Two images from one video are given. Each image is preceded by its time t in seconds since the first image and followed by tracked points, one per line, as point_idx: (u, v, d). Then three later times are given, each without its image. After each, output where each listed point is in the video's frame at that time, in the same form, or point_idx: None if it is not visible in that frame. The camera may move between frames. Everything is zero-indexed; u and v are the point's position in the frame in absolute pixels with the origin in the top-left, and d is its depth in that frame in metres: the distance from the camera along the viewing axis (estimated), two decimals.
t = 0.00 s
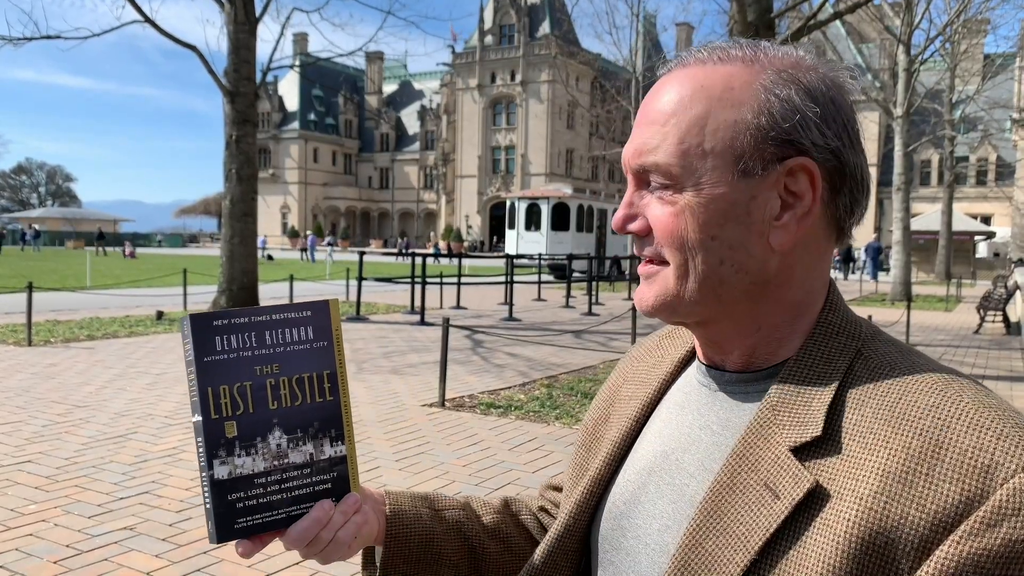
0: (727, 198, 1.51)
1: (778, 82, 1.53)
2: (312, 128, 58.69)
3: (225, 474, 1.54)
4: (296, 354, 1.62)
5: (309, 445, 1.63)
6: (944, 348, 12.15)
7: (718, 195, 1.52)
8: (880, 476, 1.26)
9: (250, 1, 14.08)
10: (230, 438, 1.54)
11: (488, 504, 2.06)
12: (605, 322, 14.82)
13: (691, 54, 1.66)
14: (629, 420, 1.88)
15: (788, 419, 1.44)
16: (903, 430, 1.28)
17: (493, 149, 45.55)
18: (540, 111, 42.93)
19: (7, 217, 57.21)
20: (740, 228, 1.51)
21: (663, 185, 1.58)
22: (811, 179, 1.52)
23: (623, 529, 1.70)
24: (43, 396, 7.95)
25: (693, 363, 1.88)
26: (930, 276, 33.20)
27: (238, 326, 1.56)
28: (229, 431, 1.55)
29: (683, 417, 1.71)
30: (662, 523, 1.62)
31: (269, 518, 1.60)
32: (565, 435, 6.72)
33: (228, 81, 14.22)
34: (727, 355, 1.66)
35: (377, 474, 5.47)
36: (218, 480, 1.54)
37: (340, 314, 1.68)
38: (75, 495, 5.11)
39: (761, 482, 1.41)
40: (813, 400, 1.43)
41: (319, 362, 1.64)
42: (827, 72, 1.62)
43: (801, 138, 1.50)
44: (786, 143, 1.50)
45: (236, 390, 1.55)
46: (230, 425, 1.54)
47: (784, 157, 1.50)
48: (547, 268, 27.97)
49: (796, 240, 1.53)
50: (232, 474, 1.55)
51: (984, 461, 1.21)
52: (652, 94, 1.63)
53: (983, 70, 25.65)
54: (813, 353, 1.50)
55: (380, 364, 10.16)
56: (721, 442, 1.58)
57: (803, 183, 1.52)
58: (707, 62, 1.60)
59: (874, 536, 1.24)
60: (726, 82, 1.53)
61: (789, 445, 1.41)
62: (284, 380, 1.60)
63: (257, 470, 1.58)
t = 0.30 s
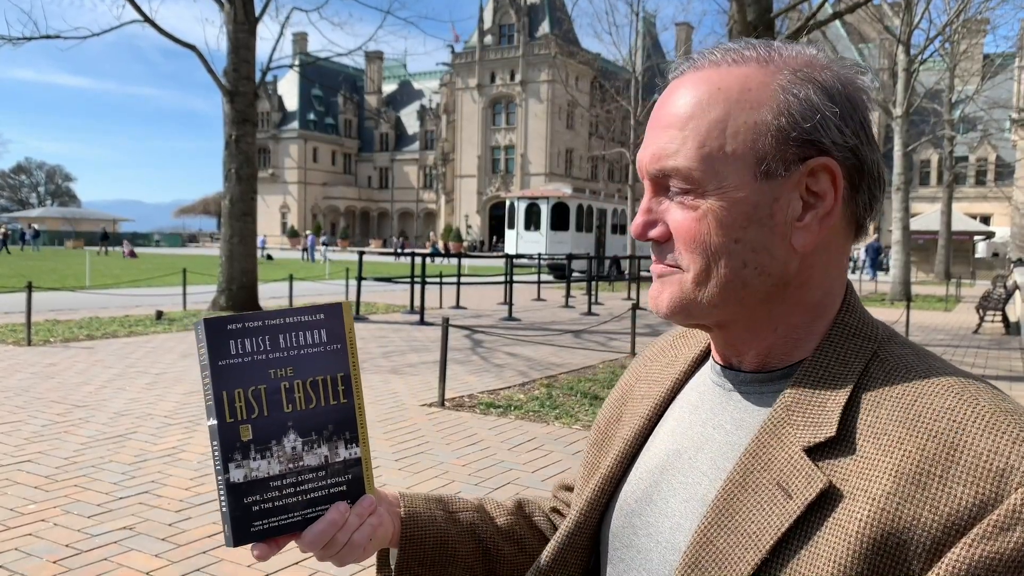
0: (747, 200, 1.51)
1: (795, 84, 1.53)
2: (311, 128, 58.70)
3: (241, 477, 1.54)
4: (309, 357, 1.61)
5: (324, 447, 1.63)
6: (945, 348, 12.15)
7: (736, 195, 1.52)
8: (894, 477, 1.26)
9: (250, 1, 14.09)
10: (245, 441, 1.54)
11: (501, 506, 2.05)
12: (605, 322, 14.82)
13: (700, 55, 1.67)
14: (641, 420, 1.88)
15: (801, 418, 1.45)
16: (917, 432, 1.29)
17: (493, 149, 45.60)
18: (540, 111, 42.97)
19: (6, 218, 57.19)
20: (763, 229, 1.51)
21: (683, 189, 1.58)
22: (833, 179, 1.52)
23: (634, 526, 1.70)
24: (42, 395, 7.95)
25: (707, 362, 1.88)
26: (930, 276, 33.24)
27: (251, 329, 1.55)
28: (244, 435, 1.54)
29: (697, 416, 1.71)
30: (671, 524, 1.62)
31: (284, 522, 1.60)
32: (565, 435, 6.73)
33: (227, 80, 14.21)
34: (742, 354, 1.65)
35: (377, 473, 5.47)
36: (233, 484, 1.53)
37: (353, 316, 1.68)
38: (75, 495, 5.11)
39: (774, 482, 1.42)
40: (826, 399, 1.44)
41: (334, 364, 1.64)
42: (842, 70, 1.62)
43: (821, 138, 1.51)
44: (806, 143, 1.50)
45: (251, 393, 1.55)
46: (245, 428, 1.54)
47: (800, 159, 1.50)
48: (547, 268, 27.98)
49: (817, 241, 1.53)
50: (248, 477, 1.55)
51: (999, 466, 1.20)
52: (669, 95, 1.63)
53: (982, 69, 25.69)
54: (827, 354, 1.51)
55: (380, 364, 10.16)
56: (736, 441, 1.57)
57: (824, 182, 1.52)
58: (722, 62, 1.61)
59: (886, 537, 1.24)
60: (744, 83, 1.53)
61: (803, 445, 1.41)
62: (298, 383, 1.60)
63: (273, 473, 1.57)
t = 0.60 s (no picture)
0: (761, 201, 1.52)
1: (806, 86, 1.53)
2: (311, 128, 58.71)
3: (241, 463, 1.55)
4: (313, 344, 1.62)
5: (325, 435, 1.64)
6: (945, 348, 12.15)
7: (746, 192, 1.52)
8: (898, 479, 1.27)
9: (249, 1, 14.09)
10: (247, 427, 1.55)
11: (502, 500, 2.06)
12: (605, 321, 14.84)
13: (713, 53, 1.67)
14: (643, 418, 1.88)
15: (807, 419, 1.45)
16: (923, 436, 1.29)
17: (492, 148, 45.62)
18: (539, 110, 42.98)
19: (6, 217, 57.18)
20: (778, 229, 1.52)
21: (697, 191, 1.58)
22: (848, 181, 1.53)
23: (637, 525, 1.71)
24: (42, 395, 7.96)
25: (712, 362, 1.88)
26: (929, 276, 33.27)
27: (255, 315, 1.56)
28: (246, 420, 1.56)
29: (703, 414, 1.72)
30: (677, 522, 1.63)
31: (284, 508, 1.61)
32: (565, 434, 6.73)
33: (227, 80, 14.21)
34: (752, 354, 1.66)
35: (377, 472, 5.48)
36: (234, 469, 1.55)
37: (359, 305, 1.69)
38: (75, 495, 5.12)
39: (777, 482, 1.42)
40: (833, 400, 1.44)
41: (339, 353, 1.65)
42: (855, 71, 1.63)
43: (836, 138, 1.51)
44: (823, 143, 1.51)
45: (254, 378, 1.56)
46: (247, 414, 1.56)
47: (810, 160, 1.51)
48: (547, 267, 27.98)
49: (832, 242, 1.53)
50: (248, 463, 1.56)
51: (1001, 473, 1.21)
52: (679, 95, 1.64)
53: (982, 69, 25.70)
54: (838, 356, 1.51)
55: (381, 363, 10.16)
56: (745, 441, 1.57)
57: (840, 183, 1.53)
58: (735, 61, 1.61)
59: (885, 538, 1.25)
60: (756, 84, 1.53)
61: (808, 445, 1.41)
62: (301, 370, 1.61)
63: (274, 459, 1.58)
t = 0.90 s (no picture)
0: (755, 197, 1.52)
1: (794, 84, 1.54)
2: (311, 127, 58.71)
3: (253, 459, 1.55)
4: (325, 342, 1.63)
5: (336, 433, 1.64)
6: (944, 347, 12.15)
7: (739, 190, 1.52)
8: (873, 474, 1.27)
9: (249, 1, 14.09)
10: (258, 424, 1.56)
11: (511, 500, 2.07)
12: (605, 321, 14.84)
13: (704, 53, 1.68)
14: (643, 416, 1.89)
15: (793, 416, 1.46)
16: (899, 432, 1.29)
17: (492, 148, 45.65)
18: (539, 110, 43.03)
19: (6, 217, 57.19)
20: (771, 228, 1.52)
21: (691, 191, 1.58)
22: (839, 176, 1.53)
23: (634, 522, 1.72)
24: (42, 394, 7.97)
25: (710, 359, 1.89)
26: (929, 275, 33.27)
27: (268, 313, 1.57)
28: (258, 418, 1.56)
29: (701, 411, 1.72)
30: (670, 518, 1.64)
31: (295, 504, 1.61)
32: (565, 434, 6.73)
33: (227, 80, 14.21)
34: (744, 350, 1.67)
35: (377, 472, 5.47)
36: (245, 466, 1.55)
37: (369, 302, 1.69)
38: (75, 494, 5.12)
39: (760, 478, 1.43)
40: (819, 398, 1.44)
41: (348, 351, 1.65)
42: (844, 70, 1.63)
43: (827, 135, 1.51)
44: (814, 141, 1.51)
45: (265, 376, 1.56)
46: (258, 411, 1.56)
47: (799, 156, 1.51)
48: (547, 267, 27.98)
49: (825, 240, 1.54)
50: (260, 460, 1.57)
51: (978, 470, 1.20)
52: (672, 94, 1.65)
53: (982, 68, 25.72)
54: (829, 354, 1.51)
55: (381, 363, 10.17)
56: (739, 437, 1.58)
57: (831, 179, 1.53)
58: (724, 61, 1.61)
59: (858, 533, 1.26)
60: (746, 82, 1.54)
61: (791, 442, 1.42)
62: (312, 368, 1.61)
63: (285, 456, 1.59)
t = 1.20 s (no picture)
0: (734, 201, 1.52)
1: (762, 85, 1.55)
2: (311, 127, 58.71)
3: (249, 457, 1.55)
4: (324, 343, 1.63)
5: (332, 432, 1.65)
6: (943, 347, 12.17)
7: (724, 194, 1.52)
8: (882, 481, 1.28)
9: None
10: (255, 422, 1.55)
11: (504, 500, 2.08)
12: (605, 320, 14.86)
13: (683, 57, 1.68)
14: (635, 419, 1.89)
15: (791, 423, 1.46)
16: (905, 436, 1.30)
17: (492, 148, 45.67)
18: (539, 109, 43.06)
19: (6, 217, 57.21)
20: (752, 229, 1.53)
21: (669, 196, 1.58)
22: (818, 177, 1.53)
23: (629, 526, 1.72)
24: (43, 393, 7.98)
25: (700, 361, 1.90)
26: (928, 275, 33.32)
27: (268, 312, 1.57)
28: (255, 415, 1.56)
29: (691, 413, 1.73)
30: (665, 522, 1.64)
31: (288, 503, 1.61)
32: (565, 433, 6.74)
33: (227, 79, 14.21)
34: (732, 355, 1.67)
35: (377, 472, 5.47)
36: (241, 463, 1.55)
37: (371, 301, 1.70)
38: (75, 493, 5.12)
39: (764, 487, 1.43)
40: (814, 404, 1.45)
41: (346, 352, 1.66)
42: (819, 69, 1.65)
43: (801, 136, 1.52)
44: (791, 144, 1.51)
45: (264, 374, 1.56)
46: (256, 408, 1.56)
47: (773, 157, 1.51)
48: (547, 266, 27.98)
49: (805, 240, 1.54)
50: (256, 457, 1.56)
51: (985, 471, 1.22)
52: (646, 101, 1.65)
53: (982, 68, 25.73)
54: (818, 358, 1.52)
55: (381, 362, 10.17)
56: (730, 441, 1.59)
57: (809, 180, 1.53)
58: (703, 63, 1.62)
59: (873, 539, 1.26)
60: (715, 88, 1.54)
61: (794, 450, 1.42)
62: (311, 367, 1.61)
63: (281, 454, 1.59)
